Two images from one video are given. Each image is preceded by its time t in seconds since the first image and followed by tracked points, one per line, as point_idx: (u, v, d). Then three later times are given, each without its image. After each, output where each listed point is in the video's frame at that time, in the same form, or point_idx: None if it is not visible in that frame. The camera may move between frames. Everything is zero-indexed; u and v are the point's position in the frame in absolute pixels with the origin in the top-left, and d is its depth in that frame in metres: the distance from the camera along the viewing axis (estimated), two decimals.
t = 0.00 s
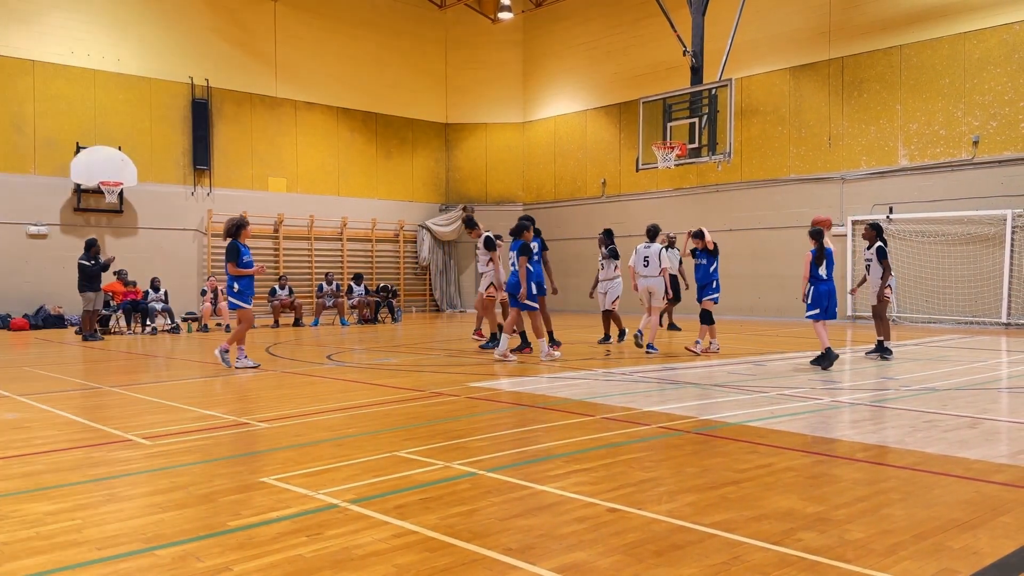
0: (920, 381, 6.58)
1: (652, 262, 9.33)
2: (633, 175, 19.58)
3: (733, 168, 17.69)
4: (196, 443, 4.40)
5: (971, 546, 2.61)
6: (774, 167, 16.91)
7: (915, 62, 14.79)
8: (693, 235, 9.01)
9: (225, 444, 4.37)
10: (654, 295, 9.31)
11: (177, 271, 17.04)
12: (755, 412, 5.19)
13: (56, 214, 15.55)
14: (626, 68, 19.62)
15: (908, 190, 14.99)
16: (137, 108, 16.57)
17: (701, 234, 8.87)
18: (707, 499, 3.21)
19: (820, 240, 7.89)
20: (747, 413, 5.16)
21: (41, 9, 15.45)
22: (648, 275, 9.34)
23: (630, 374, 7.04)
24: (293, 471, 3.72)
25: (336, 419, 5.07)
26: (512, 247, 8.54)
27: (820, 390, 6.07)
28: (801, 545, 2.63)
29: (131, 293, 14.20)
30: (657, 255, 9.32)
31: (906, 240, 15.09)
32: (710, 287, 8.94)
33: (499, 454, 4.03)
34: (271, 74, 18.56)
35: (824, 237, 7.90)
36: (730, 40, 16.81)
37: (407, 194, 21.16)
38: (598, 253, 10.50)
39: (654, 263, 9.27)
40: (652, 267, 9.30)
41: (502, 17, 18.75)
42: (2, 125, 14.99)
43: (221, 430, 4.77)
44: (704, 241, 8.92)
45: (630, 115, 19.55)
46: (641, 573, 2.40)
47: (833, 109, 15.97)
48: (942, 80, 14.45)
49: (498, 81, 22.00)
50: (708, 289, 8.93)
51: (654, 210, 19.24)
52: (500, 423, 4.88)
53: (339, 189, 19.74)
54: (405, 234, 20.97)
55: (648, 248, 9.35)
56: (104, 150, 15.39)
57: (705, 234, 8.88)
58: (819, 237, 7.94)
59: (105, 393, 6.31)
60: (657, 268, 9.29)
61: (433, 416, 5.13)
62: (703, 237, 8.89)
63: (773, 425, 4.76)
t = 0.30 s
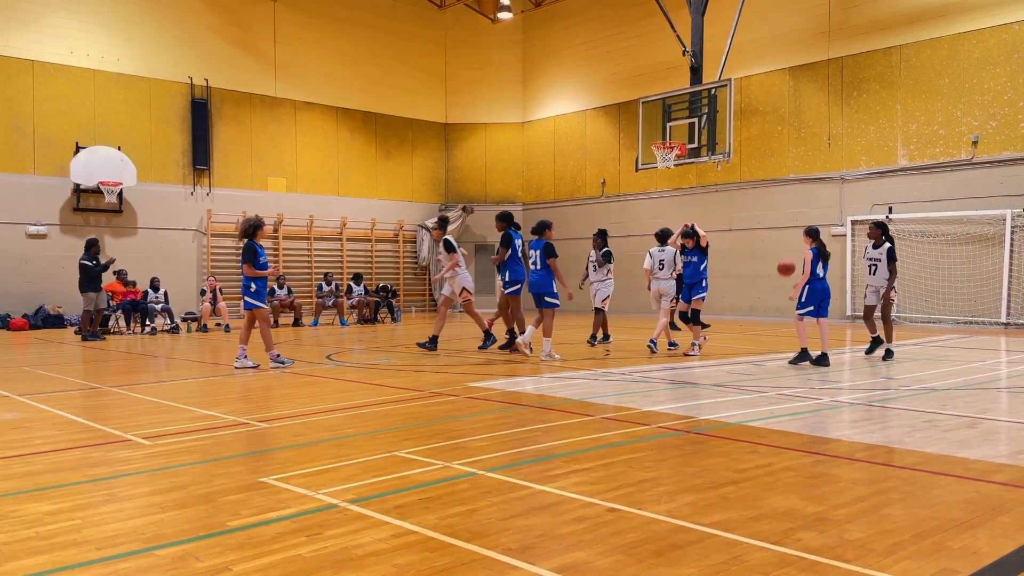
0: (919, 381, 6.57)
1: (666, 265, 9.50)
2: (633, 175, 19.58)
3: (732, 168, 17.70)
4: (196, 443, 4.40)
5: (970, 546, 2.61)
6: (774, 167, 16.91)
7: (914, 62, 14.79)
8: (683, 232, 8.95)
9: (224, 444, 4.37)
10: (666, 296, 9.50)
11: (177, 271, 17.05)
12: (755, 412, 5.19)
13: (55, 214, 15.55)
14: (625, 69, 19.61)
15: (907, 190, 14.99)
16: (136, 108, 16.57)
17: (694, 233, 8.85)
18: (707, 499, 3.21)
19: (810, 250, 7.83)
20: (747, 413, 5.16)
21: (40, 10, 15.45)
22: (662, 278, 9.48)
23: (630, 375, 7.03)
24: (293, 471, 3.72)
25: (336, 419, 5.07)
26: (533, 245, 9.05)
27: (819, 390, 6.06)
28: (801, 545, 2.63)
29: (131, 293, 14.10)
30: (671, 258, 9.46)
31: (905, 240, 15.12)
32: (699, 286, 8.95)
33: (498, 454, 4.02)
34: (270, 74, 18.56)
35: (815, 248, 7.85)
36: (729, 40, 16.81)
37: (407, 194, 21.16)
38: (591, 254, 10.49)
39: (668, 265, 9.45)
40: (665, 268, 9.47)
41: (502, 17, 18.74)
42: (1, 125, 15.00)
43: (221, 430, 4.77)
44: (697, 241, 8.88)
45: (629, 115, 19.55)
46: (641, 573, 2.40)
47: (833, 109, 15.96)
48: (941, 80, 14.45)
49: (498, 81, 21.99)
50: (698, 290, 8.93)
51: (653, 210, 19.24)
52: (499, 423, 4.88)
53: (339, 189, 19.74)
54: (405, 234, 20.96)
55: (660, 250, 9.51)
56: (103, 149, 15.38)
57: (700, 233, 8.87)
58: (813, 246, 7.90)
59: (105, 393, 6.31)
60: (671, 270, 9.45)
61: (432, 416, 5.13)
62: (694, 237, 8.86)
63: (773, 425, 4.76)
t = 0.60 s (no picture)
0: (918, 381, 6.57)
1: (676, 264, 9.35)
2: (633, 175, 19.58)
3: (731, 168, 17.71)
4: (196, 443, 4.40)
5: (969, 546, 2.61)
6: (773, 167, 16.92)
7: (914, 61, 14.79)
8: (668, 233, 8.88)
9: (223, 444, 4.37)
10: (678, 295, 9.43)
11: (176, 271, 17.05)
12: (753, 412, 5.19)
13: (55, 214, 15.55)
14: (625, 69, 19.60)
15: (906, 190, 14.99)
16: (136, 109, 16.56)
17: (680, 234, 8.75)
18: (706, 499, 3.21)
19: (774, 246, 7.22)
20: (746, 412, 5.16)
21: (40, 10, 15.45)
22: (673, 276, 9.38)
23: (629, 374, 7.03)
24: (292, 471, 3.71)
25: (335, 419, 5.07)
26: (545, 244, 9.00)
27: (818, 390, 6.06)
28: (801, 545, 2.63)
29: (130, 293, 14.01)
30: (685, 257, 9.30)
31: (904, 240, 15.12)
32: (687, 286, 8.97)
33: (498, 454, 4.03)
34: (270, 74, 18.54)
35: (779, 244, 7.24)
36: (729, 40, 16.80)
37: (406, 194, 21.15)
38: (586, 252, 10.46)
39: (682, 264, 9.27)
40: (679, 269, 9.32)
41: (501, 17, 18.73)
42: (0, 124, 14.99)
43: (220, 430, 4.77)
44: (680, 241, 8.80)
45: (628, 115, 19.55)
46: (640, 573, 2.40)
47: (832, 109, 15.96)
48: (941, 80, 14.45)
49: (497, 81, 21.98)
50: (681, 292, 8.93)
51: (653, 210, 19.25)
52: (498, 423, 4.88)
53: (339, 189, 19.74)
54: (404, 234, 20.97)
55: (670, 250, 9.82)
56: (103, 149, 15.36)
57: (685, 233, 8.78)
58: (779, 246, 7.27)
59: (104, 393, 6.31)
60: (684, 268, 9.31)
61: (432, 416, 5.13)
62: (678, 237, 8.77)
63: (772, 425, 4.76)
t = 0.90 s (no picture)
0: (878, 378, 6.69)
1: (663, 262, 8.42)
2: (600, 174, 19.67)
3: (696, 167, 17.88)
4: (159, 444, 4.33)
5: (929, 539, 2.67)
6: (737, 167, 17.12)
7: (874, 63, 15.06)
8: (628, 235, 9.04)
9: (187, 445, 4.30)
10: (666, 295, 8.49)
11: (137, 270, 16.79)
12: (719, 409, 5.25)
13: (11, 211, 15.23)
14: (593, 68, 19.68)
15: (868, 190, 15.25)
16: (95, 104, 16.25)
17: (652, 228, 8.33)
18: (673, 496, 3.23)
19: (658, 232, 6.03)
20: (711, 409, 5.21)
21: None
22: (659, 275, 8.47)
23: (596, 373, 7.07)
24: (257, 472, 3.67)
25: (302, 419, 5.02)
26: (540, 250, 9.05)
27: (782, 387, 6.15)
28: (765, 540, 2.66)
29: (90, 292, 13.93)
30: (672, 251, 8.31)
31: (865, 239, 15.39)
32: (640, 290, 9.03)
33: (465, 453, 4.02)
34: (234, 71, 18.30)
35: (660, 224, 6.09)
36: (695, 40, 16.95)
37: (374, 192, 21.03)
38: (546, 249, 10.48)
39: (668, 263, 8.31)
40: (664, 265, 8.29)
41: (470, 15, 18.68)
42: None
43: (184, 431, 4.69)
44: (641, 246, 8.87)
45: (596, 114, 19.61)
46: (608, 570, 2.40)
47: (795, 109, 16.18)
48: (900, 82, 14.73)
49: (465, 80, 21.94)
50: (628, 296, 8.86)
51: (620, 209, 19.37)
52: (467, 422, 4.87)
53: (305, 188, 19.56)
54: (371, 232, 20.85)
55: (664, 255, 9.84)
56: (61, 145, 15.04)
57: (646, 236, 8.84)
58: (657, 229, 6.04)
59: (63, 394, 6.17)
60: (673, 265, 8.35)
61: (399, 415, 5.10)
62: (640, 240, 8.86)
63: (737, 422, 4.82)
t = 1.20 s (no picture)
0: (878, 378, 6.70)
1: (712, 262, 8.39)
2: (600, 174, 19.68)
3: (696, 167, 17.88)
4: (159, 444, 4.33)
5: (928, 539, 2.67)
6: (736, 167, 17.13)
7: (873, 63, 15.07)
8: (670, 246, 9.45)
9: (186, 446, 4.30)
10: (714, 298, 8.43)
11: (136, 270, 16.79)
12: (719, 409, 5.25)
13: (11, 212, 15.23)
14: (592, 68, 19.69)
15: (868, 189, 15.25)
16: (95, 104, 16.25)
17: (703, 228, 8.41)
18: (672, 496, 3.23)
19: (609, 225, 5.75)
20: (711, 409, 5.22)
21: None
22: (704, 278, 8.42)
23: (596, 373, 7.07)
24: (257, 472, 3.67)
25: (301, 419, 5.03)
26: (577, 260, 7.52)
27: (782, 387, 6.15)
28: (765, 540, 2.66)
29: (90, 292, 13.80)
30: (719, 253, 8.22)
31: (865, 239, 15.39)
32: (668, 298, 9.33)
33: (465, 453, 4.01)
34: (233, 70, 18.30)
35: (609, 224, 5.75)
36: (695, 40, 16.96)
37: (373, 192, 21.03)
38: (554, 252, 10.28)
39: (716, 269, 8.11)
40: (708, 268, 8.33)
41: (469, 15, 18.67)
42: None
43: (183, 431, 4.69)
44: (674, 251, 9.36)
45: (596, 114, 19.60)
46: (608, 570, 2.40)
47: (795, 109, 16.18)
48: (900, 82, 14.74)
49: (464, 80, 21.93)
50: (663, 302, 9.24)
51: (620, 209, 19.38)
52: (466, 422, 4.87)
53: (304, 188, 19.55)
54: (370, 232, 20.84)
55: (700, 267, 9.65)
56: (60, 145, 15.04)
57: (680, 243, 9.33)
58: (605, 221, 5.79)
59: (62, 395, 6.17)
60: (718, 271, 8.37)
61: (399, 415, 5.11)
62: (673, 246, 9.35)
63: (736, 421, 4.82)
